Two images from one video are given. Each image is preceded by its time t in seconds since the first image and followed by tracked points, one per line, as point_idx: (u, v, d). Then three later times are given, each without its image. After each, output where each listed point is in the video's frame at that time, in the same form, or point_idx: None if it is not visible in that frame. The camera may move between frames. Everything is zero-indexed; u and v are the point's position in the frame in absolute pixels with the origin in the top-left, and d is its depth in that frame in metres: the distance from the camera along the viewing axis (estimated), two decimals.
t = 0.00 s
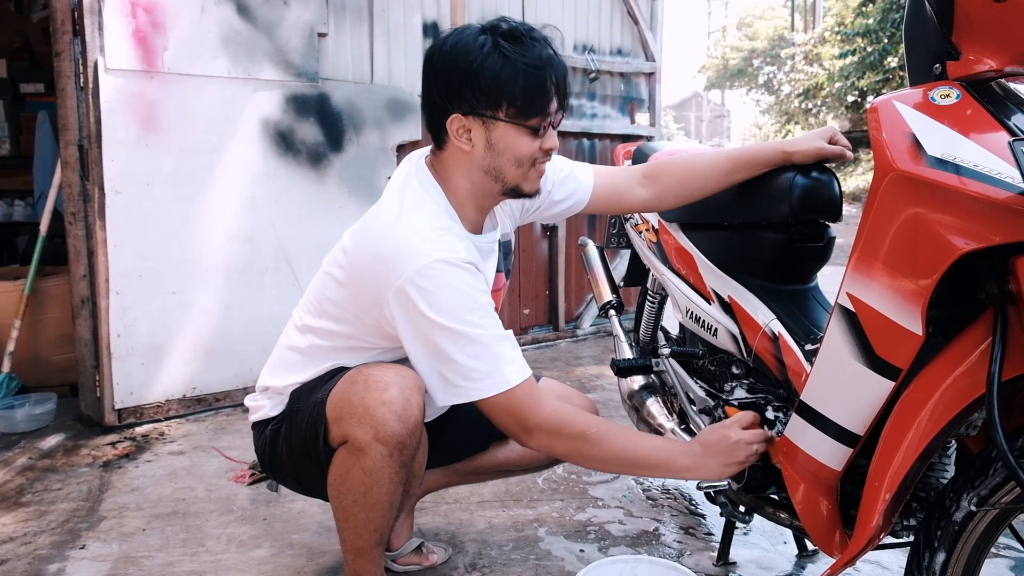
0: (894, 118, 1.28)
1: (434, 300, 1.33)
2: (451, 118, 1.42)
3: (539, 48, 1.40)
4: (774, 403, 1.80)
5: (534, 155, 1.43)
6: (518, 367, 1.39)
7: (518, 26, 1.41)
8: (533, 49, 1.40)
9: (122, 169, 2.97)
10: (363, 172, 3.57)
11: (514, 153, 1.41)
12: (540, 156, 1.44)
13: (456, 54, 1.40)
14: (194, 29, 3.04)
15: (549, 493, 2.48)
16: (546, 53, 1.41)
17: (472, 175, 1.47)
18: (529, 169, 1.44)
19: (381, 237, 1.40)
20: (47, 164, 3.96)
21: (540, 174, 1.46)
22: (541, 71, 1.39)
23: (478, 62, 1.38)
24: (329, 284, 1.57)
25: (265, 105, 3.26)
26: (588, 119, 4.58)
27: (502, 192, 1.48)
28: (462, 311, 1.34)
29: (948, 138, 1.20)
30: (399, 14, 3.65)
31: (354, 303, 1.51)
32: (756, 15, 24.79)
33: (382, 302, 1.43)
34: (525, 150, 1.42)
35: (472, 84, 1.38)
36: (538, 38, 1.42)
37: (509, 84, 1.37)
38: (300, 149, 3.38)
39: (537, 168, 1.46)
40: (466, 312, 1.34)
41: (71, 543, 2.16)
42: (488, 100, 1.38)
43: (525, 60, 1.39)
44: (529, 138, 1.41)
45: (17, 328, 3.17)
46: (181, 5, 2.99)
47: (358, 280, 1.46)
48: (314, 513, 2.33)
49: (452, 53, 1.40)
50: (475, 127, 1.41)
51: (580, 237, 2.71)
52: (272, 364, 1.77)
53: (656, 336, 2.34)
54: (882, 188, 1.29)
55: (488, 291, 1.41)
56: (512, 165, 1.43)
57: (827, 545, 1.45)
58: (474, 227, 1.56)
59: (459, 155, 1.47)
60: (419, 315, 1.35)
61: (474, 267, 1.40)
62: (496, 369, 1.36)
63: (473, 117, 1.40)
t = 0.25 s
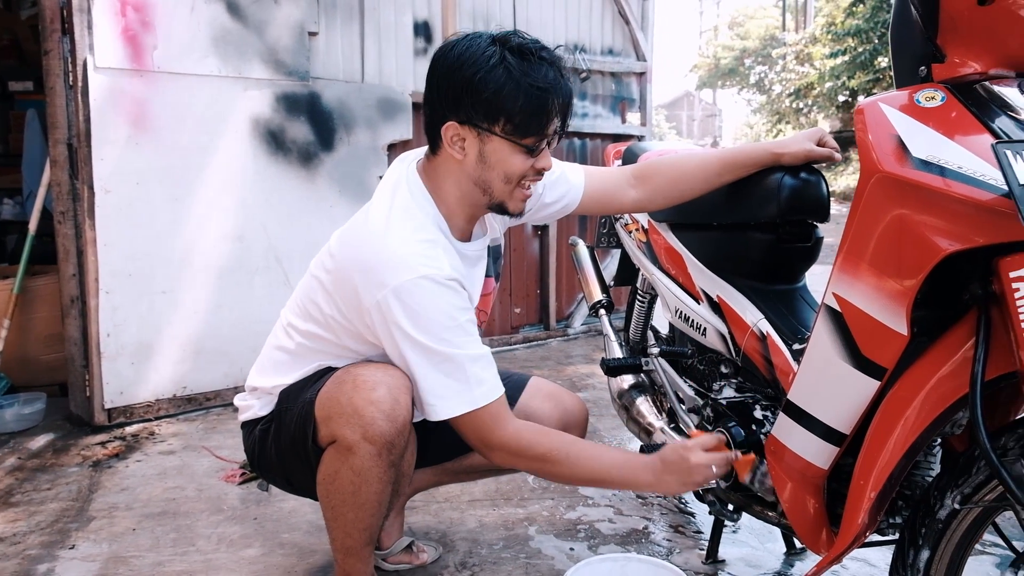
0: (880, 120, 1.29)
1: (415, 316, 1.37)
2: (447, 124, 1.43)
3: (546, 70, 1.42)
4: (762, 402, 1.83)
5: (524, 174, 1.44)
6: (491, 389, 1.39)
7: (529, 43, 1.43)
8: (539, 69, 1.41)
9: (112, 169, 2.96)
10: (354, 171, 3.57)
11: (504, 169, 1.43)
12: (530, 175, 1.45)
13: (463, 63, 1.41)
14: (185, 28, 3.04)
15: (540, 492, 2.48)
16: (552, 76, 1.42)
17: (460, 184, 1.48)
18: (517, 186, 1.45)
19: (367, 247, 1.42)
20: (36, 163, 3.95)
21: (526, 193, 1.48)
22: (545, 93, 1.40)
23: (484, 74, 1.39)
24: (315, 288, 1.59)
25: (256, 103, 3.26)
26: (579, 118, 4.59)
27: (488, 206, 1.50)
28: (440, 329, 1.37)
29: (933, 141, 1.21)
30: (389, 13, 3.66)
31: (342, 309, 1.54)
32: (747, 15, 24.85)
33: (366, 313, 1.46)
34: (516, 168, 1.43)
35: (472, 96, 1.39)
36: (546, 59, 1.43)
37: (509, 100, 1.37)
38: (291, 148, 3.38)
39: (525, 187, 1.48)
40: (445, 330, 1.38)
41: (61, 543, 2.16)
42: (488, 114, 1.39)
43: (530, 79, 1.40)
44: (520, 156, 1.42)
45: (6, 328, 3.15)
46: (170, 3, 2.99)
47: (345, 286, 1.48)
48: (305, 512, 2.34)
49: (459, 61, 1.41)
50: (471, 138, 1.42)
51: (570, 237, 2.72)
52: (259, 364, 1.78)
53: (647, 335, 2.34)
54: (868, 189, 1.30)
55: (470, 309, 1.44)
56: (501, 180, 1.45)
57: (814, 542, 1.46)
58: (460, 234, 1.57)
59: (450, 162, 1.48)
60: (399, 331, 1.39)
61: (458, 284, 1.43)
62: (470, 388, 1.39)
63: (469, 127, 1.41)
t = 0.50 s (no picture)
0: (852, 124, 1.31)
1: (405, 329, 1.41)
2: (431, 138, 1.46)
3: (531, 86, 1.44)
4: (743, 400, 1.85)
5: (507, 187, 1.47)
6: (484, 391, 1.45)
7: (515, 59, 1.44)
8: (524, 85, 1.43)
9: (98, 172, 2.97)
10: (340, 172, 3.58)
11: (487, 181, 1.45)
12: (512, 188, 1.48)
13: (449, 77, 1.43)
14: (170, 31, 3.05)
15: (527, 490, 2.51)
16: (537, 92, 1.44)
17: (444, 196, 1.50)
18: (500, 199, 1.48)
19: (352, 260, 1.45)
20: (23, 166, 3.95)
21: (508, 206, 1.50)
22: (529, 109, 1.42)
23: (470, 89, 1.41)
24: (299, 298, 1.62)
25: (242, 106, 3.27)
26: (566, 118, 4.61)
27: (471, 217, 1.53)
28: (431, 338, 1.42)
29: (905, 145, 1.24)
30: (375, 15, 3.67)
31: (329, 319, 1.57)
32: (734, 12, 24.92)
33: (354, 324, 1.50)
34: (500, 181, 1.46)
35: (457, 111, 1.41)
36: (532, 74, 1.45)
37: (494, 116, 1.40)
38: (278, 150, 3.39)
39: (509, 200, 1.50)
40: (435, 340, 1.42)
41: (50, 547, 2.17)
42: (472, 129, 1.41)
43: (515, 95, 1.42)
44: (504, 171, 1.45)
45: None
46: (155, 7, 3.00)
47: (331, 297, 1.51)
48: (294, 513, 2.35)
49: (445, 75, 1.43)
50: (455, 151, 1.45)
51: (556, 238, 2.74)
52: (242, 372, 1.80)
53: (631, 335, 2.36)
54: (841, 192, 1.32)
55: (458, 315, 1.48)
56: (484, 194, 1.47)
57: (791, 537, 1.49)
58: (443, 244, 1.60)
59: (434, 174, 1.50)
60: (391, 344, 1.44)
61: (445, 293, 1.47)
62: (465, 393, 1.44)
63: (453, 141, 1.44)
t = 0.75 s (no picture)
0: (805, 122, 1.36)
1: (375, 329, 1.46)
2: (399, 140, 1.50)
3: (495, 86, 1.48)
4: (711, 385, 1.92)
5: (476, 184, 1.52)
6: (450, 394, 1.51)
7: (477, 58, 1.49)
8: (487, 85, 1.48)
9: (74, 172, 2.98)
10: (317, 167, 3.62)
11: (455, 179, 1.50)
12: (481, 185, 1.53)
13: (414, 80, 1.47)
14: (144, 30, 3.07)
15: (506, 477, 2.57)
16: (501, 91, 1.49)
17: (415, 196, 1.56)
18: (469, 196, 1.53)
19: (323, 261, 1.50)
20: None
21: (480, 201, 1.55)
22: (494, 109, 1.47)
23: (435, 91, 1.45)
24: (275, 297, 1.66)
25: (218, 103, 3.29)
26: (542, 109, 4.65)
27: (442, 213, 1.58)
28: (399, 341, 1.47)
29: (854, 143, 1.30)
30: (350, 10, 3.70)
31: (303, 318, 1.61)
32: None
33: (327, 322, 1.55)
34: (468, 179, 1.51)
35: (424, 113, 1.45)
36: (494, 74, 1.50)
37: (459, 117, 1.44)
38: (255, 145, 3.42)
39: (478, 196, 1.55)
40: (403, 341, 1.47)
41: (38, 543, 2.21)
42: (439, 130, 1.46)
43: (478, 95, 1.46)
44: (471, 169, 1.50)
45: None
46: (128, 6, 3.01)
47: (304, 297, 1.56)
48: (278, 505, 2.40)
49: (410, 77, 1.47)
50: (422, 152, 1.49)
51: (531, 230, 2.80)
52: (219, 370, 1.84)
53: (604, 325, 2.43)
54: (795, 188, 1.38)
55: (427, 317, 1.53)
56: (454, 192, 1.52)
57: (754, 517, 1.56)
58: (415, 241, 1.65)
59: (404, 175, 1.55)
60: (362, 344, 1.49)
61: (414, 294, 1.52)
62: (430, 394, 1.50)
63: (420, 142, 1.48)
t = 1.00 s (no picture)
0: (773, 132, 1.42)
1: (344, 319, 1.50)
2: (369, 141, 1.56)
3: (457, 84, 1.53)
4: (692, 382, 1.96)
5: (447, 181, 1.57)
6: (419, 391, 1.51)
7: (440, 58, 1.54)
8: (448, 82, 1.52)
9: (66, 175, 3.01)
10: (306, 166, 3.67)
11: (425, 177, 1.55)
12: (453, 181, 1.58)
13: (378, 81, 1.53)
14: (132, 33, 3.10)
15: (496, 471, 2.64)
16: (463, 88, 1.53)
17: (391, 194, 1.62)
18: (441, 193, 1.58)
19: (301, 256, 1.56)
20: None
21: (454, 197, 1.60)
22: (454, 105, 1.51)
23: (397, 90, 1.51)
24: (261, 298, 1.72)
25: (207, 104, 3.33)
26: (528, 104, 4.70)
27: (418, 211, 1.63)
28: (367, 332, 1.50)
29: (820, 153, 1.36)
30: (336, 9, 3.73)
31: (285, 315, 1.67)
32: None
33: (305, 317, 1.60)
34: (437, 176, 1.56)
35: (388, 113, 1.51)
36: (458, 71, 1.54)
37: (423, 115, 1.50)
38: (244, 146, 3.46)
39: (451, 193, 1.60)
40: (371, 332, 1.50)
41: (40, 542, 2.26)
42: (404, 129, 1.51)
43: (440, 92, 1.51)
44: (439, 165, 1.55)
45: None
46: (116, 10, 3.04)
47: (285, 294, 1.62)
48: (274, 501, 2.47)
49: (376, 79, 1.53)
50: (390, 151, 1.56)
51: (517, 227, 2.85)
52: (213, 373, 1.91)
53: (590, 321, 2.50)
54: (765, 195, 1.44)
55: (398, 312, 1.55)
56: (425, 189, 1.58)
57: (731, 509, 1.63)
58: (397, 241, 1.70)
59: (378, 176, 1.61)
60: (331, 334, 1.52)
61: (387, 289, 1.56)
62: (394, 389, 1.50)
63: (388, 142, 1.54)
